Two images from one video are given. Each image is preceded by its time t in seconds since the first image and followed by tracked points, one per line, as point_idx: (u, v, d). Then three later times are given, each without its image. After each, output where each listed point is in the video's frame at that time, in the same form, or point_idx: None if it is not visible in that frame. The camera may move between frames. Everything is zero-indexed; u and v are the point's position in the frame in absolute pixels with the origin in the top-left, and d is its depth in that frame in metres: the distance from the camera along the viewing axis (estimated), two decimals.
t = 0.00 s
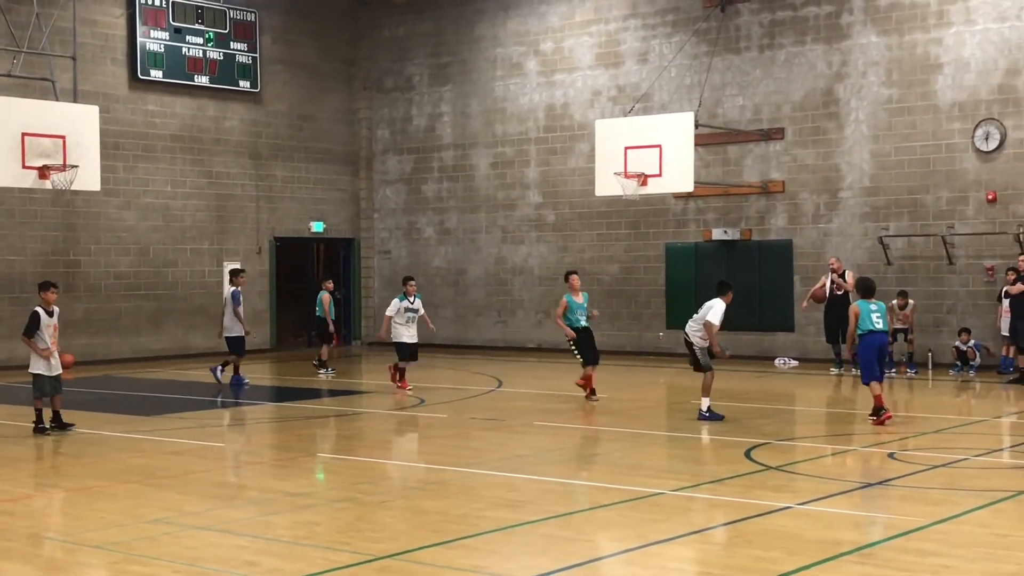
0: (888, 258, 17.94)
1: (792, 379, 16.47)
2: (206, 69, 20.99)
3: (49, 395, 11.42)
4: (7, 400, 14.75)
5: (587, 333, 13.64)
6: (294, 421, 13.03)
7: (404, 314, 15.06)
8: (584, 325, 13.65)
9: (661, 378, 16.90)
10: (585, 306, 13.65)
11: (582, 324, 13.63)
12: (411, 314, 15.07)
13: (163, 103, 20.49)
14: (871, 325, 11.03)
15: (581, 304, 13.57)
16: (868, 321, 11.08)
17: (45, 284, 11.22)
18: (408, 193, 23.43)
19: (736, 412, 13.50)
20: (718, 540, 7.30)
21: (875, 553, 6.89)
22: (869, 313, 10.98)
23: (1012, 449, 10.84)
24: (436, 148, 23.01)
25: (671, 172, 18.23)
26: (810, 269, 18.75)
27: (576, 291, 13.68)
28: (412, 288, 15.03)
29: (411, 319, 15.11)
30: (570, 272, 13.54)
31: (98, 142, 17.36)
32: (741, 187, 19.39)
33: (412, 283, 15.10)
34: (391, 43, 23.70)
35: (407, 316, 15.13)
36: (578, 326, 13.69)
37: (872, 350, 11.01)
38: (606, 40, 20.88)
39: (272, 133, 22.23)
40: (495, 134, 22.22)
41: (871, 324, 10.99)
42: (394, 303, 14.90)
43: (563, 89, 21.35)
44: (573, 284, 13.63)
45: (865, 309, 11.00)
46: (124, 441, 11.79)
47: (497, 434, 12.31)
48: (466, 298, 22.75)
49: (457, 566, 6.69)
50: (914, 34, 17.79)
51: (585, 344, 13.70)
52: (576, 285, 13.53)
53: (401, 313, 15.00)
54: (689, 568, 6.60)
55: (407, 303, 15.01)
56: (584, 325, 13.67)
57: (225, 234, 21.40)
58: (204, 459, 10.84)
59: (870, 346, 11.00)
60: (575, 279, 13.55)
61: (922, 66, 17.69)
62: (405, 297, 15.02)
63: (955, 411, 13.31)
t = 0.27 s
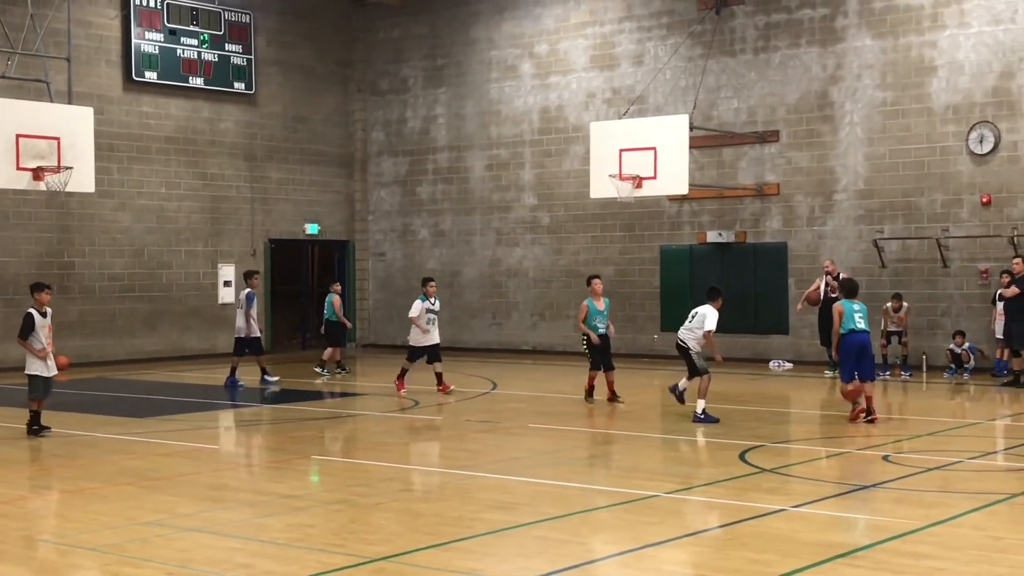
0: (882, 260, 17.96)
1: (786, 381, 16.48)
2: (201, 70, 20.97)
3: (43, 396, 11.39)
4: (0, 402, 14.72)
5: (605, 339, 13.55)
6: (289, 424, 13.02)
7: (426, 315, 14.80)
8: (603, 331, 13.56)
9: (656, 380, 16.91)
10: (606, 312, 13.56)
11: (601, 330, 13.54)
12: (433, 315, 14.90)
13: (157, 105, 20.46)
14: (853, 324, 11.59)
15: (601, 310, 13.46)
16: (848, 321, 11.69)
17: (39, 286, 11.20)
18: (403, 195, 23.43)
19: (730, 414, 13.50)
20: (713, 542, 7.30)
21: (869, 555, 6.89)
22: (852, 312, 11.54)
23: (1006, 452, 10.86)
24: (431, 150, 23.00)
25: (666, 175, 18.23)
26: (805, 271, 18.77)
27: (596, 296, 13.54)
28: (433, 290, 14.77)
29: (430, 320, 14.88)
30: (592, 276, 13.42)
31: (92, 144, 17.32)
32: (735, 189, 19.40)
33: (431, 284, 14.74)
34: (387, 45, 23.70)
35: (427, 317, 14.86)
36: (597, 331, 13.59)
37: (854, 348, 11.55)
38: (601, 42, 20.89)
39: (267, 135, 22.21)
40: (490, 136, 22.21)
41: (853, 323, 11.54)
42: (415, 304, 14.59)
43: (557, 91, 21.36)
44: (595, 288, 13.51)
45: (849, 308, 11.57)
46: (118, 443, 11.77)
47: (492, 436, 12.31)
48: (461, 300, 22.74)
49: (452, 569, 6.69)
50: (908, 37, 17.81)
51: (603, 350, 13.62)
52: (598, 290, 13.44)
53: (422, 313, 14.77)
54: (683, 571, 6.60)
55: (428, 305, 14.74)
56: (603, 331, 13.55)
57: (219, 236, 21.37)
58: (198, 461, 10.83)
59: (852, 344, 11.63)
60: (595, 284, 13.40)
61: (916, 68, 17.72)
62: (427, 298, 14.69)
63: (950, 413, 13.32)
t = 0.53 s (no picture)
0: (881, 262, 17.97)
1: (785, 383, 16.48)
2: (199, 72, 20.98)
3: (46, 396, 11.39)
4: None
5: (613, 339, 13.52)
6: (287, 425, 13.01)
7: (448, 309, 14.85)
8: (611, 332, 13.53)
9: (654, 381, 16.91)
10: (614, 312, 13.53)
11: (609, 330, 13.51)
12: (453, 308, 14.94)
13: (156, 106, 20.46)
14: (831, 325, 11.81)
15: (608, 311, 13.44)
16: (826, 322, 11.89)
17: (38, 286, 11.17)
18: (402, 197, 23.43)
19: (729, 416, 13.50)
20: (712, 544, 7.30)
21: (868, 557, 6.90)
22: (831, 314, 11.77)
23: (1004, 453, 10.86)
24: (430, 151, 23.00)
25: (664, 176, 18.23)
26: (803, 272, 18.77)
27: (606, 297, 13.50)
28: (451, 283, 14.93)
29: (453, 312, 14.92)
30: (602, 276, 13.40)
31: (91, 145, 17.31)
32: (734, 191, 19.41)
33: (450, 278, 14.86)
34: (385, 46, 23.72)
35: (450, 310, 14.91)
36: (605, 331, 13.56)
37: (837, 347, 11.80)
38: (600, 43, 20.89)
39: (265, 136, 22.20)
40: (489, 138, 22.22)
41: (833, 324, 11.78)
42: (437, 296, 14.70)
43: (556, 92, 21.37)
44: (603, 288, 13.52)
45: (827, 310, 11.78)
46: (117, 444, 11.77)
47: (491, 437, 12.31)
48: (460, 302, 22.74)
49: (450, 570, 6.69)
50: (906, 38, 17.82)
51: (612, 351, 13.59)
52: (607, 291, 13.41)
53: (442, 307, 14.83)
54: (681, 572, 6.59)
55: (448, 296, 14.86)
56: (610, 332, 13.52)
57: (218, 237, 21.37)
58: (197, 462, 10.83)
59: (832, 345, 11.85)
60: (604, 284, 13.38)
61: (915, 70, 17.73)
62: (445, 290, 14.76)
63: (948, 415, 13.33)
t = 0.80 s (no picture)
0: (882, 262, 17.96)
1: (786, 383, 16.47)
2: (201, 72, 20.98)
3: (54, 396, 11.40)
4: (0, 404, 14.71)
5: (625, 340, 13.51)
6: (289, 425, 13.02)
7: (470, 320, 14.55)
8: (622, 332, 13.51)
9: (656, 382, 16.91)
10: (626, 312, 13.53)
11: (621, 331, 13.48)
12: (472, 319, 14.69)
13: (158, 107, 20.47)
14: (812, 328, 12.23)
15: (621, 310, 13.44)
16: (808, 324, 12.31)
17: (44, 287, 11.24)
18: (403, 198, 23.44)
19: (730, 416, 13.49)
20: (713, 544, 7.29)
21: (869, 557, 6.89)
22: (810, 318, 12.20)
23: (1005, 453, 10.85)
24: (431, 152, 23.01)
25: (666, 176, 18.23)
26: (805, 272, 18.76)
27: (616, 297, 13.51)
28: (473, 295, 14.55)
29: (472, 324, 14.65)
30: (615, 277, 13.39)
31: (92, 146, 17.31)
32: (735, 191, 19.41)
33: (470, 288, 14.49)
34: (387, 47, 23.73)
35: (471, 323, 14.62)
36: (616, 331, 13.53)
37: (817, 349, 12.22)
38: (601, 43, 20.89)
39: (266, 137, 22.21)
40: (490, 138, 22.22)
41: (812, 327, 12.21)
42: (459, 310, 14.37)
43: (558, 93, 21.36)
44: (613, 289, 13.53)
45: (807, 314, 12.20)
46: (118, 445, 11.78)
47: (492, 438, 12.31)
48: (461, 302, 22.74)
49: (451, 570, 6.69)
50: (908, 38, 17.81)
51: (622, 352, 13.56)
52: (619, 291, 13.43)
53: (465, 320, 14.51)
54: (682, 572, 6.59)
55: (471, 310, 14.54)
56: (622, 332, 13.49)
57: (219, 238, 21.38)
58: (198, 463, 10.83)
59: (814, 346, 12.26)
60: (616, 284, 13.39)
61: (916, 70, 17.72)
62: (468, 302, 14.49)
63: (949, 415, 13.32)
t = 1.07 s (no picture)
0: (885, 260, 17.95)
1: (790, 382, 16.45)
2: (203, 72, 20.99)
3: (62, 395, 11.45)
4: (3, 404, 14.72)
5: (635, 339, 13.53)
6: (292, 425, 13.03)
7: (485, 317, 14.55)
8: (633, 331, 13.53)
9: (659, 381, 16.90)
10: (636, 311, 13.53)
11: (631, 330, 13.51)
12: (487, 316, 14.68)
13: (160, 107, 20.48)
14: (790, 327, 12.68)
15: (631, 310, 13.43)
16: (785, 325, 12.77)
17: (55, 288, 11.26)
18: (406, 197, 23.44)
19: (733, 415, 13.48)
20: (716, 543, 7.29)
21: (873, 556, 6.88)
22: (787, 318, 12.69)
23: (1009, 452, 10.84)
24: (434, 151, 23.01)
25: (668, 176, 18.22)
26: (807, 271, 18.75)
27: (624, 296, 13.49)
28: (489, 290, 14.55)
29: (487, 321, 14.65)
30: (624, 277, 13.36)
31: (95, 146, 17.33)
32: (738, 190, 19.39)
33: (487, 285, 14.45)
34: (389, 46, 23.73)
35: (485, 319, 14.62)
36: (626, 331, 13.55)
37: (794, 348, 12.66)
38: (604, 43, 20.88)
39: (269, 137, 22.22)
40: (493, 137, 22.22)
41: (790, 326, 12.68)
42: (475, 305, 14.40)
43: (560, 92, 21.36)
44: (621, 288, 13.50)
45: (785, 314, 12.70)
46: (122, 445, 11.79)
47: (495, 437, 12.31)
48: (464, 302, 22.74)
49: (454, 570, 6.69)
50: (910, 37, 17.80)
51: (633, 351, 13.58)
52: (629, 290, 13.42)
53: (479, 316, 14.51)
54: (685, 572, 6.59)
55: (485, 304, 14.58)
56: (633, 331, 13.52)
57: (222, 238, 21.39)
58: (201, 463, 10.84)
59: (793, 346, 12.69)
60: (626, 284, 13.37)
61: (919, 69, 17.71)
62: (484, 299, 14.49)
63: (953, 414, 13.31)
